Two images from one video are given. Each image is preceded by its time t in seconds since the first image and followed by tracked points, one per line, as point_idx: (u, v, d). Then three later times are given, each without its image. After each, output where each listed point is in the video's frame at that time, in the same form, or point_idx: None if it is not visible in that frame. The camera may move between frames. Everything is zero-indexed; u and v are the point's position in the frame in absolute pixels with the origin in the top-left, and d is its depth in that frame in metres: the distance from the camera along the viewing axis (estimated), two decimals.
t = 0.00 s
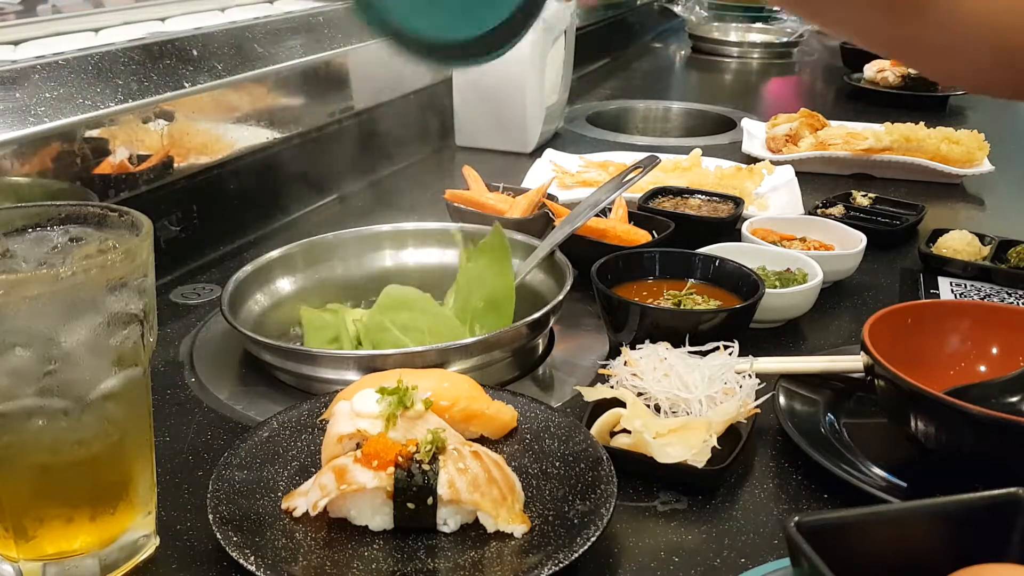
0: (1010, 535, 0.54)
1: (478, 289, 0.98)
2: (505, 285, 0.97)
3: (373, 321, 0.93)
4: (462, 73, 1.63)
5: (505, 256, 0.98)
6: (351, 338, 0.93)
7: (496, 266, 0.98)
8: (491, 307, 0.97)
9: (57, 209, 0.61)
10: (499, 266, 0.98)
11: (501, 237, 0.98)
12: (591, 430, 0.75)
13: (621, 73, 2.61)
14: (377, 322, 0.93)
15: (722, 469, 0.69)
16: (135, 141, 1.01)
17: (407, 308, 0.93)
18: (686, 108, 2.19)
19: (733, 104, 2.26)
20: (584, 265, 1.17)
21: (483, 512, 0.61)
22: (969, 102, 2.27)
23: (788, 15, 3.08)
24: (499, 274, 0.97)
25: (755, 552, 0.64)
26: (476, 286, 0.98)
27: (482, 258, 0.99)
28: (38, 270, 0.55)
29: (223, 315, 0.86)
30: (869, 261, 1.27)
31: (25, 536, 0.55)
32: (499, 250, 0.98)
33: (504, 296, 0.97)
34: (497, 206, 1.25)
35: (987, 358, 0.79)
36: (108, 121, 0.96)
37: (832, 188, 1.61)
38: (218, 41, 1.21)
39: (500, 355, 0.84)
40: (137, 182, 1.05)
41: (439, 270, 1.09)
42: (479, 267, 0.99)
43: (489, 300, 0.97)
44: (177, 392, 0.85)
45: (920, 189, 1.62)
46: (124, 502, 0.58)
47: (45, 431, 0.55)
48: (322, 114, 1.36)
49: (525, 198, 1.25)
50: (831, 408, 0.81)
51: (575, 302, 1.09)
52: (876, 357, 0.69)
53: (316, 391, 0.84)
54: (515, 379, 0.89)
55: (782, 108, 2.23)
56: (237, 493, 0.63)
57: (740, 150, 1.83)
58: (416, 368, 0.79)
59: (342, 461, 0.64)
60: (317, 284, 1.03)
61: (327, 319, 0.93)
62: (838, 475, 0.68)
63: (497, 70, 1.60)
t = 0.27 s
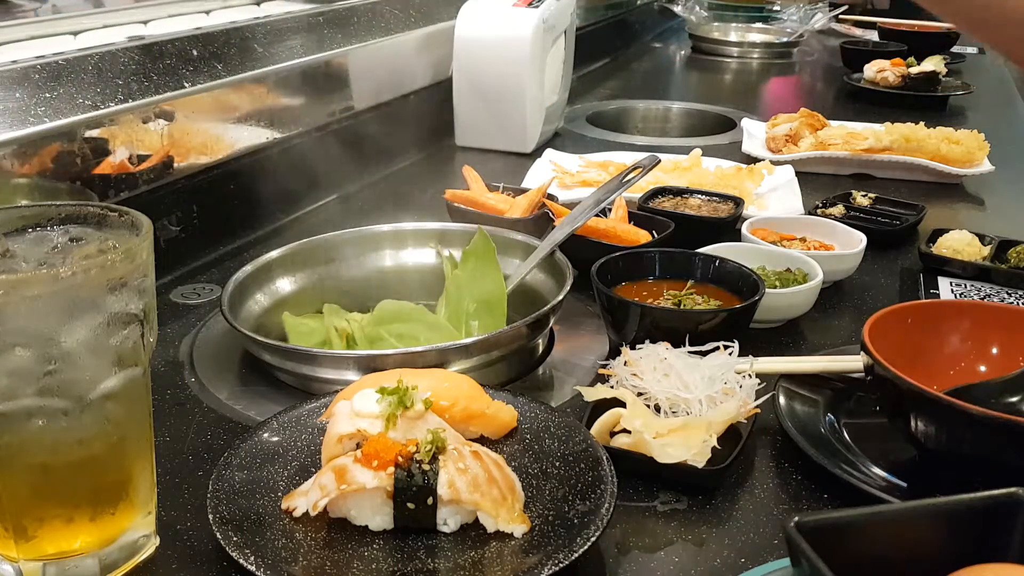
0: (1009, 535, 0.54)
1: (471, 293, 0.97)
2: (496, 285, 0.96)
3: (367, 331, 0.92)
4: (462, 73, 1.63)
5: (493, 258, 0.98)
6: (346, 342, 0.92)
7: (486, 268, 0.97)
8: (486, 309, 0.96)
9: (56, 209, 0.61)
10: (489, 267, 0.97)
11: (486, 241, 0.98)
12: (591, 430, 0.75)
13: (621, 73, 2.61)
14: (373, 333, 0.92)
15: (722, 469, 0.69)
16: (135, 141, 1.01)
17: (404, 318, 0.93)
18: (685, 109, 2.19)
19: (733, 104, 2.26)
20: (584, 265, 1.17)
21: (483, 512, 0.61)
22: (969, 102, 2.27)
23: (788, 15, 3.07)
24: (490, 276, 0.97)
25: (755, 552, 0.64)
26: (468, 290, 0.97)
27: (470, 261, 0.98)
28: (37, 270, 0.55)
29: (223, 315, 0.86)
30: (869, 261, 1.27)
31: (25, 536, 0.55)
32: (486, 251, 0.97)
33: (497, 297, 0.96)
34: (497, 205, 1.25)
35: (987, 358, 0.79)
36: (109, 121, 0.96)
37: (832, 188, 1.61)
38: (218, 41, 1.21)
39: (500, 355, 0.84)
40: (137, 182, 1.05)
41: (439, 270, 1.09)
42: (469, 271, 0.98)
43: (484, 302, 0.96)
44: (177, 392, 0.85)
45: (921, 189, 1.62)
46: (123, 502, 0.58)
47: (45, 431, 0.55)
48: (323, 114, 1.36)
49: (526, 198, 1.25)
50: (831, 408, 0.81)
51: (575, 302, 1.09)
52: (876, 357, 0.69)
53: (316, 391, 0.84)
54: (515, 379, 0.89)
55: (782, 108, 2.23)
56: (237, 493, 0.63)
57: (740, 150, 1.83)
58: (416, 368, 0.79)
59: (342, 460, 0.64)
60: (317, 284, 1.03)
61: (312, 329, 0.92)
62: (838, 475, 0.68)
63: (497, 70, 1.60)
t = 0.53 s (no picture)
0: (1009, 535, 0.54)
1: (468, 293, 0.97)
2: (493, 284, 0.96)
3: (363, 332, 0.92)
4: (462, 73, 1.63)
5: (488, 257, 0.97)
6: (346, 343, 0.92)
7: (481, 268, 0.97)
8: (484, 308, 0.96)
9: (56, 209, 0.61)
10: (484, 267, 0.97)
11: (480, 241, 0.96)
12: (591, 429, 0.75)
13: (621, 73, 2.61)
14: (370, 334, 0.92)
15: (722, 469, 0.69)
16: (135, 141, 1.01)
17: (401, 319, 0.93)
18: (685, 108, 2.19)
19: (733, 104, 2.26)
20: (584, 265, 1.17)
21: (483, 512, 0.61)
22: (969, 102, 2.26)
23: (788, 14, 3.08)
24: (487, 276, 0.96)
25: (755, 552, 0.64)
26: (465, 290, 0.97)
27: (464, 262, 0.97)
28: (38, 270, 0.55)
29: (223, 315, 0.86)
30: (869, 261, 1.27)
31: (26, 536, 0.55)
32: (480, 251, 0.96)
33: (495, 296, 0.96)
34: (497, 205, 1.25)
35: (987, 358, 0.79)
36: (109, 121, 0.96)
37: (832, 188, 1.61)
38: (217, 41, 1.21)
39: (499, 355, 0.84)
40: (137, 182, 1.05)
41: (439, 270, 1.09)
42: (465, 271, 0.97)
43: (481, 301, 0.96)
44: (177, 392, 0.85)
45: (921, 189, 1.62)
46: (123, 503, 0.58)
47: (45, 431, 0.55)
48: (323, 113, 1.36)
49: (526, 198, 1.25)
50: (831, 408, 0.81)
51: (575, 302, 1.09)
52: (876, 357, 0.69)
53: (316, 391, 0.84)
54: (515, 379, 0.89)
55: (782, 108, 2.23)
56: (237, 493, 0.63)
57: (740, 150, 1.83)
58: (416, 368, 0.79)
59: (342, 460, 0.64)
60: (317, 284, 1.03)
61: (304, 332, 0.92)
62: (838, 475, 0.68)
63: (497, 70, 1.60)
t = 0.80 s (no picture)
0: (1009, 535, 0.54)
1: (467, 292, 0.97)
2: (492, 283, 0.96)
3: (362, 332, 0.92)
4: (462, 73, 1.63)
5: (487, 257, 0.97)
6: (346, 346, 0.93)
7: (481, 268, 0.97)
8: (484, 307, 0.96)
9: (56, 209, 0.61)
10: (484, 267, 0.97)
11: (480, 241, 0.97)
12: (591, 429, 0.75)
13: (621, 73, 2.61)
14: (369, 334, 0.92)
15: (722, 469, 0.69)
16: (135, 141, 1.01)
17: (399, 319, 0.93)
18: (686, 109, 2.19)
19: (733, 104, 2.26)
20: (584, 265, 1.17)
21: (483, 512, 0.61)
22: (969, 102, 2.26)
23: (788, 14, 3.08)
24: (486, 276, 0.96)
25: (755, 552, 0.64)
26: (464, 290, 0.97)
27: (463, 261, 0.97)
28: (37, 269, 0.55)
29: (223, 315, 0.86)
30: (869, 261, 1.27)
31: (25, 536, 0.55)
32: (480, 251, 0.96)
33: (494, 295, 0.96)
34: (497, 205, 1.25)
35: (987, 359, 0.79)
36: (109, 121, 0.95)
37: (832, 187, 1.61)
38: (217, 42, 1.22)
39: (499, 355, 0.84)
40: (137, 181, 1.05)
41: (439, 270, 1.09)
42: (464, 271, 0.97)
43: (481, 301, 0.96)
44: (177, 392, 0.85)
45: (921, 189, 1.62)
46: (123, 503, 0.58)
47: (45, 431, 0.55)
48: (323, 113, 1.36)
49: (526, 198, 1.25)
50: (831, 408, 0.81)
51: (575, 302, 1.09)
52: (876, 357, 0.69)
53: (316, 391, 0.84)
54: (515, 379, 0.89)
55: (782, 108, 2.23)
56: (237, 493, 0.63)
57: (740, 150, 1.83)
58: (416, 368, 0.79)
59: (342, 460, 0.64)
60: (317, 284, 1.03)
61: (302, 333, 0.92)
62: (838, 475, 0.68)
63: (497, 70, 1.61)
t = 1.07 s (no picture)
0: (1009, 535, 0.54)
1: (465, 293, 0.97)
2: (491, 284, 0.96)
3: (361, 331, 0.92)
4: (462, 73, 1.63)
5: (486, 257, 0.98)
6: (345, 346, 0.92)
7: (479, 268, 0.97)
8: (482, 308, 0.96)
9: (56, 209, 0.61)
10: (482, 268, 0.97)
11: (478, 242, 0.97)
12: (591, 430, 0.75)
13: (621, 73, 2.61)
14: (367, 334, 0.92)
15: (722, 469, 0.69)
16: (135, 141, 1.01)
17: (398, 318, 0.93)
18: (685, 109, 2.19)
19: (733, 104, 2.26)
20: (584, 265, 1.17)
21: (483, 512, 0.61)
22: (969, 102, 2.26)
23: (789, 14, 3.07)
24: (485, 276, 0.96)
25: (755, 552, 0.64)
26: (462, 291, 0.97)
27: (462, 262, 0.98)
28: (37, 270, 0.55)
29: (223, 315, 0.86)
30: (869, 262, 1.27)
31: (25, 536, 0.55)
32: (479, 251, 0.97)
33: (491, 295, 0.96)
34: (497, 205, 1.25)
35: (987, 358, 0.79)
36: (109, 121, 0.95)
37: (832, 188, 1.61)
38: (217, 42, 1.22)
39: (499, 355, 0.84)
40: (137, 181, 1.05)
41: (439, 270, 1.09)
42: (463, 271, 0.98)
43: (479, 300, 0.96)
44: (177, 392, 0.85)
45: (921, 189, 1.62)
46: (123, 503, 0.58)
47: (45, 431, 0.55)
48: (323, 113, 1.36)
49: (526, 198, 1.25)
50: (831, 408, 0.81)
51: (575, 302, 1.09)
52: (876, 357, 0.69)
53: (316, 391, 0.84)
54: (515, 379, 0.89)
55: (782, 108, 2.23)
56: (237, 493, 0.63)
57: (740, 150, 1.83)
58: (416, 368, 0.79)
59: (342, 460, 0.64)
60: (317, 284, 1.03)
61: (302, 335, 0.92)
62: (838, 475, 0.68)
63: (496, 70, 1.61)
